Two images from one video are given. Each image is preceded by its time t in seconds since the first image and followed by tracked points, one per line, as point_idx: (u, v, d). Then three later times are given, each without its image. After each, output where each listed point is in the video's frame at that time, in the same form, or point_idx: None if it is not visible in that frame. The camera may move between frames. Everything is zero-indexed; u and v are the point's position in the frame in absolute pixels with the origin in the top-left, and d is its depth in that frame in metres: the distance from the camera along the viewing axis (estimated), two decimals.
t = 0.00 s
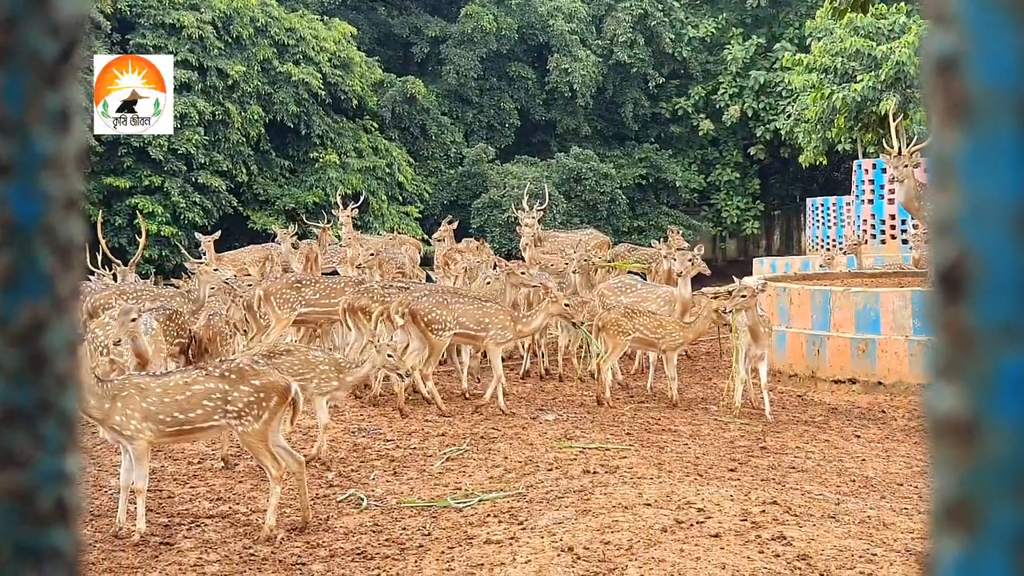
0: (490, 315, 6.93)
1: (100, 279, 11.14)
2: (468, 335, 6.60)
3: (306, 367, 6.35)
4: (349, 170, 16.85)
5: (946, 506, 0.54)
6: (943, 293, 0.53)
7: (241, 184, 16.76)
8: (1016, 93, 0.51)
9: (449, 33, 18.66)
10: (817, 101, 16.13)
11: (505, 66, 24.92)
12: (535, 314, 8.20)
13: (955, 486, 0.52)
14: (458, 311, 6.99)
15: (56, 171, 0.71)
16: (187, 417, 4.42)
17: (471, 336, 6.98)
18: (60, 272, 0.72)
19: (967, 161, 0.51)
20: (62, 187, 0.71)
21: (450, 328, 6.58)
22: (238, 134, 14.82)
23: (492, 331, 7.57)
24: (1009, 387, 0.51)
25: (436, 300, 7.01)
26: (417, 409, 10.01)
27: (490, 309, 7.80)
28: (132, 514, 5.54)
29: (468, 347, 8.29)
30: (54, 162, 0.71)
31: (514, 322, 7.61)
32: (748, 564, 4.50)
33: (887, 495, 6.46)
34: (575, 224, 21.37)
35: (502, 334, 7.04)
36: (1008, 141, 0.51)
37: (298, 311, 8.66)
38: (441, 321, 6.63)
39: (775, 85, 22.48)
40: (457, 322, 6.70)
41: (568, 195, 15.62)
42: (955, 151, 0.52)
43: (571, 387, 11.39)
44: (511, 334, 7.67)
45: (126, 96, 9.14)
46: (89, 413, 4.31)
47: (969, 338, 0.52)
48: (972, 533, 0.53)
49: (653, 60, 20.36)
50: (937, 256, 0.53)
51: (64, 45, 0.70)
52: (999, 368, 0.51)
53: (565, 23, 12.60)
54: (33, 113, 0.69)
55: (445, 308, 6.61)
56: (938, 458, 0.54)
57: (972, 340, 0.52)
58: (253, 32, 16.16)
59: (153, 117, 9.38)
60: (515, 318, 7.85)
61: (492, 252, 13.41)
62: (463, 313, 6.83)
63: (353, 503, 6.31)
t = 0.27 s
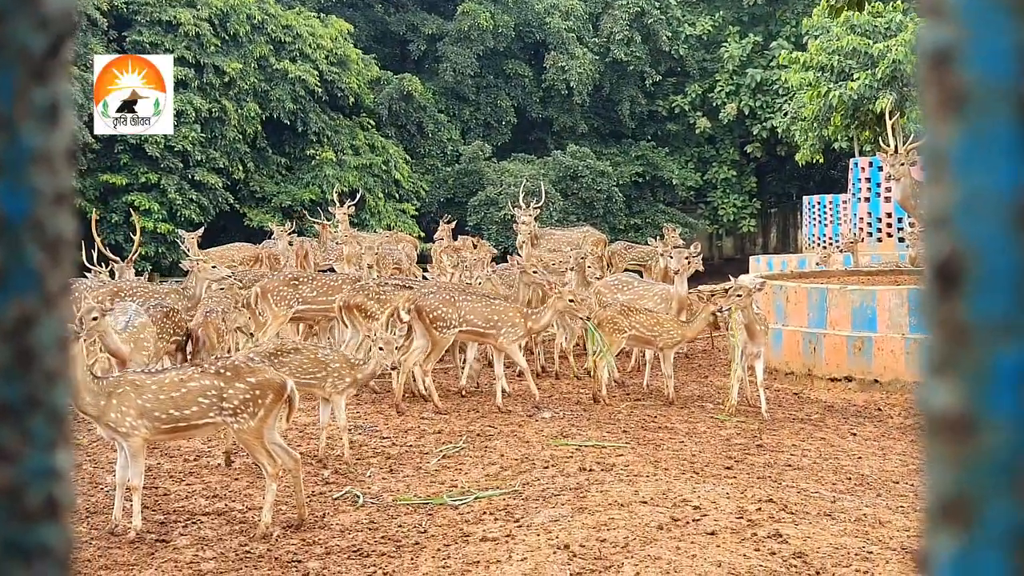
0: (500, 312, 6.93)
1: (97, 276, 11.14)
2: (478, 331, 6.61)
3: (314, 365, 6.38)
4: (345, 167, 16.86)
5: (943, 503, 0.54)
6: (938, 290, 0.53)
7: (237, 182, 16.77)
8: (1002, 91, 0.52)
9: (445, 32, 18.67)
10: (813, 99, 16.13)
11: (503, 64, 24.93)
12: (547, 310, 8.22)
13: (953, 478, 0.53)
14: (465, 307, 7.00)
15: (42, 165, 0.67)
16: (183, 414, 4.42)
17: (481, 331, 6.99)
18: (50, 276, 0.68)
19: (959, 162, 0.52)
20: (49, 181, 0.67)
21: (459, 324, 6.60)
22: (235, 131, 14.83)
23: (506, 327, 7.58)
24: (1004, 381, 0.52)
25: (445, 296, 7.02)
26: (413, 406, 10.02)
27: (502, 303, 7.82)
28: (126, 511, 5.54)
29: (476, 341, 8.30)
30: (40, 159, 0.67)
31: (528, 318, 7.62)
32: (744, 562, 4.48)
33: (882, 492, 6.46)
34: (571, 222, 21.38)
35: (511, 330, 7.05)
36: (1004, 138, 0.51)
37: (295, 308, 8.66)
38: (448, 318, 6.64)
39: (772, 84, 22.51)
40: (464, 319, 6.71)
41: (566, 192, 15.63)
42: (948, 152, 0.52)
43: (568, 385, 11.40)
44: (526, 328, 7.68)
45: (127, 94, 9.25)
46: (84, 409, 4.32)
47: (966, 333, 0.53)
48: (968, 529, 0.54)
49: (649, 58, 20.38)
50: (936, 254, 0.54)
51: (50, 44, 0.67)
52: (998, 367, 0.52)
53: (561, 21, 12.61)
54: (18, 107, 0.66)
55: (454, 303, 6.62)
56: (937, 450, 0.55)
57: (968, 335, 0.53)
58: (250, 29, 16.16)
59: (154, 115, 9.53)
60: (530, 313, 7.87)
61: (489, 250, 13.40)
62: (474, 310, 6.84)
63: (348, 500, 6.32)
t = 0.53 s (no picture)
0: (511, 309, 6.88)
1: (93, 273, 11.13)
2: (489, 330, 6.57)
3: (316, 363, 6.36)
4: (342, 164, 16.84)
5: (963, 496, 0.44)
6: (956, 279, 0.43)
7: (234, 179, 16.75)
8: None
9: (442, 30, 18.65)
10: (810, 97, 16.12)
11: (499, 62, 24.92)
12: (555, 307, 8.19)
13: (967, 480, 0.43)
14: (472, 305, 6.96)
15: (51, 154, 0.56)
16: (180, 413, 4.39)
17: (489, 330, 6.95)
18: (59, 270, 0.56)
19: (983, 157, 0.42)
20: (59, 174, 0.56)
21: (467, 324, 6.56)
22: (231, 128, 14.80)
23: (516, 324, 7.54)
24: None
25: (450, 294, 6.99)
26: (410, 403, 10.01)
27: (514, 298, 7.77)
28: (120, 508, 5.53)
29: (480, 338, 8.27)
30: (51, 154, 0.55)
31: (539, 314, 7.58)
32: (739, 560, 4.50)
33: (879, 492, 6.45)
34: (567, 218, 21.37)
35: (522, 327, 7.01)
36: None
37: (290, 306, 8.63)
38: (453, 316, 6.61)
39: (768, 83, 22.50)
40: (470, 317, 6.67)
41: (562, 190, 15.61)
42: (972, 141, 0.42)
43: (565, 383, 11.38)
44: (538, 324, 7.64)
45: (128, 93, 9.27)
46: (82, 407, 4.31)
47: (981, 324, 0.42)
48: (985, 522, 0.44)
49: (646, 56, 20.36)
50: (952, 242, 0.43)
51: (65, 38, 0.55)
52: None
53: (560, 20, 12.61)
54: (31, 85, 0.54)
55: (462, 301, 6.58)
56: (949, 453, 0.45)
57: (987, 327, 0.43)
58: (247, 27, 16.14)
59: (156, 114, 9.57)
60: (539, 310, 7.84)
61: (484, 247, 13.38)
62: (482, 308, 6.80)
63: (345, 499, 6.29)
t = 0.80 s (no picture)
0: (518, 306, 6.84)
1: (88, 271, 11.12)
2: (496, 328, 6.54)
3: (315, 360, 6.36)
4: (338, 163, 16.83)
5: (945, 479, 0.48)
6: (940, 265, 0.47)
7: (230, 177, 16.75)
8: None
9: (438, 28, 18.64)
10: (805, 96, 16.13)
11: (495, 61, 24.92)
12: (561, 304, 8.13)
13: (955, 461, 0.47)
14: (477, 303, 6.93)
15: (34, 142, 0.63)
16: (174, 410, 4.39)
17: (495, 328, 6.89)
18: (42, 256, 0.64)
19: (972, 141, 0.46)
20: (42, 161, 0.64)
21: (471, 322, 6.51)
22: (227, 126, 14.79)
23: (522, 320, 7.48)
24: (1009, 359, 0.46)
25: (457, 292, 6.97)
26: (405, 401, 10.01)
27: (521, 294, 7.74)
28: (116, 506, 5.54)
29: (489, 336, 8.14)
30: (31, 136, 0.63)
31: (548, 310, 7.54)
32: (735, 559, 4.40)
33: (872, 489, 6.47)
34: (563, 217, 21.38)
35: (526, 324, 6.98)
36: None
37: (286, 304, 8.62)
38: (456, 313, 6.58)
39: (764, 82, 22.51)
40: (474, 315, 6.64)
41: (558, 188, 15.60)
42: (954, 125, 0.46)
43: (561, 381, 11.39)
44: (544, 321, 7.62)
45: (129, 93, 9.32)
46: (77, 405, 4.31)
47: (969, 314, 0.47)
48: (970, 510, 0.48)
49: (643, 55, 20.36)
50: (936, 226, 0.47)
51: (43, 21, 0.62)
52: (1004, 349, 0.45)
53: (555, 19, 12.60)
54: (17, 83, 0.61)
55: (467, 298, 6.56)
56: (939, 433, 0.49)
57: (969, 311, 0.47)
58: (242, 26, 16.13)
59: (153, 112, 9.55)
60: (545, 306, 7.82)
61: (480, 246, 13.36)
62: (487, 305, 6.77)
63: (340, 496, 6.30)
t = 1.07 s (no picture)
0: (526, 304, 6.84)
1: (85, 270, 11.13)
2: (502, 327, 6.53)
3: (314, 360, 6.36)
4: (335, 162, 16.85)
5: (940, 481, 0.44)
6: (938, 261, 0.44)
7: (227, 176, 16.76)
8: None
9: (435, 28, 18.64)
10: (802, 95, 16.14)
11: (492, 60, 24.93)
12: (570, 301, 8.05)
13: (951, 459, 0.43)
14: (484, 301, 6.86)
15: (46, 141, 0.58)
16: (172, 409, 4.41)
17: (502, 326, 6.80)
18: (50, 250, 0.59)
19: (963, 135, 0.43)
20: (54, 160, 0.59)
21: (477, 320, 6.50)
22: (223, 126, 14.80)
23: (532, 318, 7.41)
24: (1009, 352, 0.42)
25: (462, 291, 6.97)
26: (401, 399, 10.03)
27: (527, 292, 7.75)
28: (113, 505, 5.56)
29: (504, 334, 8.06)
30: (43, 130, 0.58)
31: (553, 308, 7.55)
32: (732, 557, 4.56)
33: (869, 489, 6.48)
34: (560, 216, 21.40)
35: (533, 323, 6.98)
36: None
37: (284, 303, 8.63)
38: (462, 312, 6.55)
39: (761, 81, 22.52)
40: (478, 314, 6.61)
41: (555, 188, 15.62)
42: (949, 119, 0.43)
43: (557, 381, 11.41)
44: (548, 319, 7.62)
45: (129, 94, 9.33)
46: (75, 405, 4.33)
47: (959, 297, 0.43)
48: (963, 521, 0.44)
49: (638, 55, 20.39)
50: (932, 220, 0.44)
51: (53, 17, 0.58)
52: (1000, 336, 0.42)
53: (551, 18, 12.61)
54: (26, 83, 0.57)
55: (474, 297, 6.55)
56: (931, 434, 0.45)
57: (962, 305, 0.43)
58: (239, 25, 16.13)
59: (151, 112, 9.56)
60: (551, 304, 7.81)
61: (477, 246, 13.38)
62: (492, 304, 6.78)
63: (336, 494, 6.31)
